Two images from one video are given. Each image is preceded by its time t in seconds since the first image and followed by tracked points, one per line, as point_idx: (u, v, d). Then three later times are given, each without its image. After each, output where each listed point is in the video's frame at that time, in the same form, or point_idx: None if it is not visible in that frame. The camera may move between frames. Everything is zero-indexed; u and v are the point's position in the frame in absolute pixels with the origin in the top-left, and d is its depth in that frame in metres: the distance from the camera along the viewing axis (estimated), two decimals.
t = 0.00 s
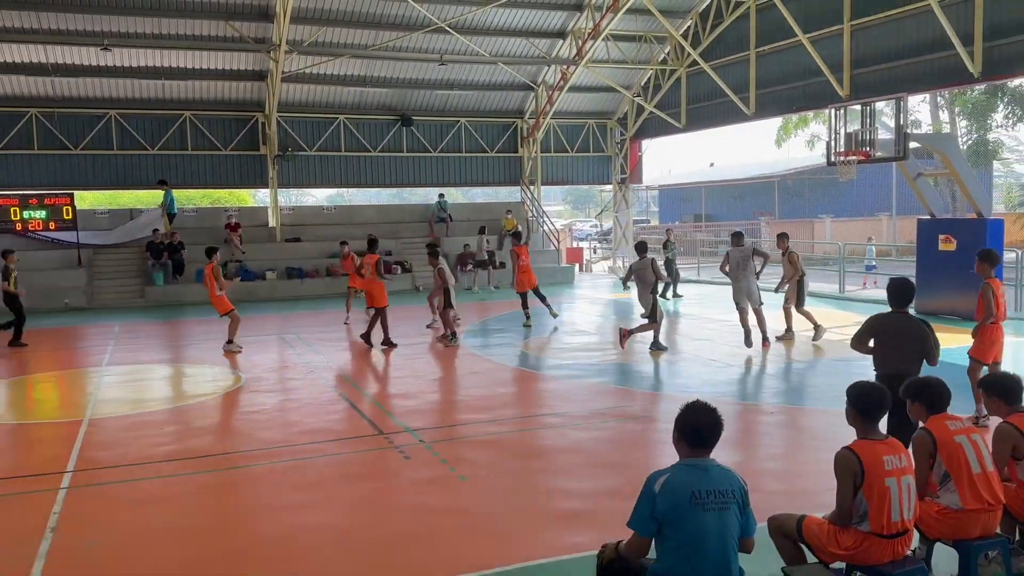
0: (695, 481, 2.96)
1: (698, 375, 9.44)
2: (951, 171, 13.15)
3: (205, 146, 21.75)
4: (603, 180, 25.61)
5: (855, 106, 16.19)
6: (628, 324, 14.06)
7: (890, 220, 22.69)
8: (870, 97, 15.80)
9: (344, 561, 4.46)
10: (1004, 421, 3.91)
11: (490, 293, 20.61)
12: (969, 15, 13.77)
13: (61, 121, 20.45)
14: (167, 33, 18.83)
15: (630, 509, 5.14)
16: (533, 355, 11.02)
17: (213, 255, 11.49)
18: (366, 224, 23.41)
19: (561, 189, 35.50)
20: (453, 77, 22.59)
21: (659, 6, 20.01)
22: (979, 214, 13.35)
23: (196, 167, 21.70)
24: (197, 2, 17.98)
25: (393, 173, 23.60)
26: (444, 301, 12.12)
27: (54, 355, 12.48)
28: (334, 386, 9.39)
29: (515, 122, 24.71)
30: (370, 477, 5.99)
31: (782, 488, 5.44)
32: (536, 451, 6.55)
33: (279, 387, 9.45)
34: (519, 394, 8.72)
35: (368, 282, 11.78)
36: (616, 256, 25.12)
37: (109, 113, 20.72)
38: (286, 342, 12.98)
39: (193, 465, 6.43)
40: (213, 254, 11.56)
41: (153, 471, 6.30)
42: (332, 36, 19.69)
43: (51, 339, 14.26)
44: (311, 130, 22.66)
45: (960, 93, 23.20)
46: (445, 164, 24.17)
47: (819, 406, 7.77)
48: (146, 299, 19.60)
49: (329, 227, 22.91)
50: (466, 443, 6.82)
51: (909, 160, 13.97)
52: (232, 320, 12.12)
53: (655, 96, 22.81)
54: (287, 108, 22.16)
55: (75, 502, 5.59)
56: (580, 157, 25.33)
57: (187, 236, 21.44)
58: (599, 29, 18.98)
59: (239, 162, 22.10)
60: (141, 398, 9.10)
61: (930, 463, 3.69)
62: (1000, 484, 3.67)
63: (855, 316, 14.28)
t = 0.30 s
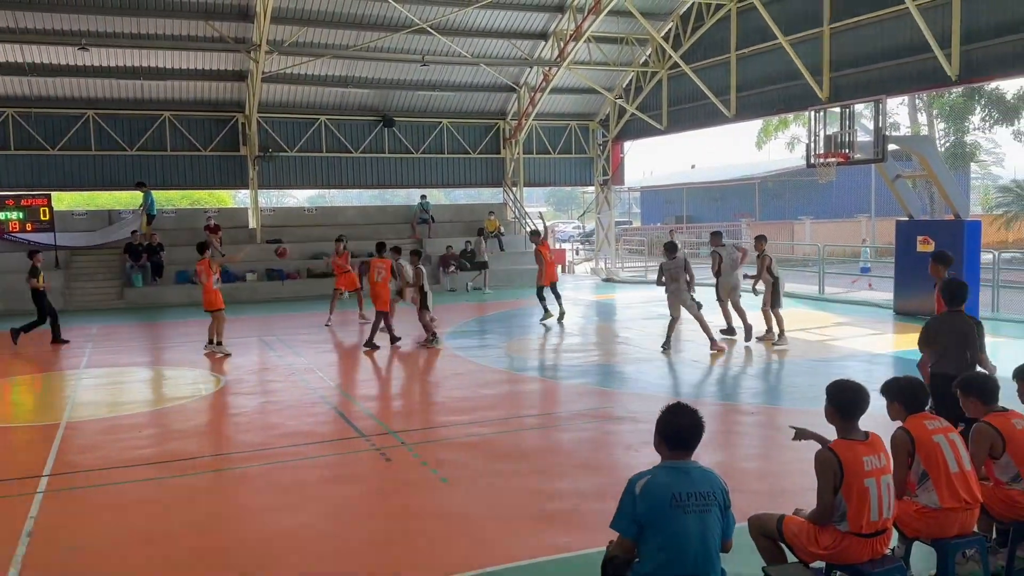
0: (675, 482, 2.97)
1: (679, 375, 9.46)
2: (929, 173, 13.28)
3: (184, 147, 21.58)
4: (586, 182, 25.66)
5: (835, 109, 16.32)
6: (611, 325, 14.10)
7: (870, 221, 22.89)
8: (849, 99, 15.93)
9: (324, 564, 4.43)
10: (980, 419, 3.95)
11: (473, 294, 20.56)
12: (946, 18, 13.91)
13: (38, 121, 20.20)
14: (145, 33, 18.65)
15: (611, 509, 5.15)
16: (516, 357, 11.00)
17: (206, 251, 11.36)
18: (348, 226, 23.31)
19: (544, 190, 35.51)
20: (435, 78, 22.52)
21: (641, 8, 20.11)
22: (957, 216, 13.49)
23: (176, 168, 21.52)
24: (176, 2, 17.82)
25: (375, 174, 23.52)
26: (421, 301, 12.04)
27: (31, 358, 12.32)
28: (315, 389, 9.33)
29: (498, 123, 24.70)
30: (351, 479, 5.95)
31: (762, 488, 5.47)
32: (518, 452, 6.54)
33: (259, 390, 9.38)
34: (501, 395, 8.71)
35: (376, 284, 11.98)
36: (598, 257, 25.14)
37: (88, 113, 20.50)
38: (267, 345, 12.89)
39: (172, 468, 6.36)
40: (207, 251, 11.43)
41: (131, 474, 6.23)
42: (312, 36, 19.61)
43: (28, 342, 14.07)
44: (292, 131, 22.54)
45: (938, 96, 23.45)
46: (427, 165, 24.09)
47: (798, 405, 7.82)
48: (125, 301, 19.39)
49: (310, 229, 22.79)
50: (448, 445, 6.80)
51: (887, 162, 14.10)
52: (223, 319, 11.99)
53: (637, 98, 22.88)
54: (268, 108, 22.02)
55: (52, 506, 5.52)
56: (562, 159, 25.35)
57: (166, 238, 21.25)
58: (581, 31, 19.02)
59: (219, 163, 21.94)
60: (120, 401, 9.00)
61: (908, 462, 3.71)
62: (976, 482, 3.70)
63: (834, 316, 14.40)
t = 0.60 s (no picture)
0: (661, 483, 2.97)
1: (663, 377, 9.50)
2: (911, 175, 13.40)
3: (166, 148, 21.41)
4: (570, 184, 25.70)
5: (817, 112, 16.44)
6: (595, 327, 14.13)
7: (851, 223, 23.07)
8: (832, 102, 16.04)
9: (309, 567, 4.41)
10: (965, 420, 3.99)
11: (458, 296, 20.52)
12: (927, 22, 14.05)
13: (17, 122, 19.96)
14: (126, 34, 18.50)
15: (595, 511, 5.16)
16: (500, 359, 10.98)
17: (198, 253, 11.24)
18: (331, 228, 23.23)
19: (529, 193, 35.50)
20: (420, 80, 22.48)
21: (625, 11, 20.22)
22: (937, 218, 13.63)
23: (158, 169, 21.35)
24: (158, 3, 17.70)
25: (359, 176, 23.45)
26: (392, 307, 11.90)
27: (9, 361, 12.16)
28: (298, 392, 9.27)
29: (482, 125, 24.70)
30: (335, 483, 5.91)
31: (745, 489, 5.49)
32: (503, 454, 6.52)
33: (241, 393, 9.30)
34: (485, 397, 8.69)
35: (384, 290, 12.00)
36: (583, 259, 25.16)
37: (68, 114, 20.29)
38: (249, 347, 12.79)
39: (153, 472, 6.29)
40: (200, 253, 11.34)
41: (112, 478, 6.16)
42: (296, 37, 19.55)
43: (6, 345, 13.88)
44: (275, 132, 22.42)
45: (919, 100, 23.68)
46: (411, 167, 24.03)
47: (782, 407, 7.86)
48: (106, 303, 19.18)
49: (293, 230, 22.69)
50: (431, 447, 6.78)
51: (869, 165, 14.22)
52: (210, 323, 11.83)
53: (621, 101, 22.95)
54: (251, 109, 21.92)
55: (31, 511, 5.44)
56: (547, 161, 25.39)
57: (147, 240, 21.07)
58: (565, 34, 19.05)
59: (201, 165, 21.78)
60: (100, 404, 8.89)
61: (891, 462, 3.74)
62: (958, 482, 3.74)
63: (816, 318, 14.50)
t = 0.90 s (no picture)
0: (645, 484, 2.98)
1: (648, 379, 9.52)
2: (893, 177, 13.51)
3: (149, 150, 21.26)
4: (556, 187, 25.74)
5: (800, 114, 16.57)
6: (581, 329, 14.15)
7: (834, 226, 23.23)
8: (815, 105, 16.14)
9: (293, 571, 4.39)
10: (959, 417, 3.98)
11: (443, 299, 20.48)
12: (909, 27, 14.19)
13: None
14: (109, 36, 18.38)
15: (581, 513, 5.16)
16: (487, 362, 10.98)
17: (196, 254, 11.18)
18: (316, 230, 23.15)
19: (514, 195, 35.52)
20: (405, 83, 22.45)
21: (610, 15, 20.31)
22: (920, 221, 13.75)
23: (140, 171, 21.18)
24: (141, 5, 17.59)
25: (344, 179, 23.37)
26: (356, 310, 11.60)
27: None
28: (283, 395, 9.22)
29: (467, 128, 24.69)
30: (320, 486, 5.89)
31: (729, 490, 5.52)
32: (489, 457, 6.52)
33: (226, 396, 9.25)
34: (471, 400, 8.69)
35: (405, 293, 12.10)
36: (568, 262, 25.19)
37: (50, 116, 20.12)
38: (234, 351, 12.72)
39: (136, 477, 6.24)
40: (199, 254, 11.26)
41: (95, 483, 6.10)
42: (281, 40, 19.50)
43: None
44: (259, 134, 22.31)
45: (901, 103, 23.81)
46: (397, 170, 23.99)
47: (767, 408, 7.90)
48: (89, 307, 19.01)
49: (278, 233, 22.59)
50: (418, 450, 6.76)
51: (852, 168, 14.29)
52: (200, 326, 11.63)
53: (606, 104, 23.01)
54: (234, 111, 21.81)
55: (13, 516, 5.38)
56: (532, 163, 25.41)
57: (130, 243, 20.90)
58: (550, 37, 19.08)
59: (185, 167, 21.64)
60: (83, 408, 8.82)
61: (875, 464, 3.76)
62: (941, 482, 3.78)
63: (799, 319, 14.59)
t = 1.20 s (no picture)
0: (624, 487, 2.98)
1: (634, 382, 9.53)
2: (875, 181, 13.59)
3: (132, 153, 21.10)
4: (541, 190, 25.77)
5: (783, 118, 16.68)
6: (567, 332, 14.15)
7: (818, 229, 23.38)
8: (798, 110, 16.26)
9: None
10: (947, 418, 3.97)
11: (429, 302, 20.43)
12: (891, 32, 14.30)
13: None
14: (92, 38, 18.25)
15: (566, 516, 5.15)
16: (473, 365, 10.97)
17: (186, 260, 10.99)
18: (301, 233, 23.06)
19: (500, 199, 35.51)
20: (390, 86, 22.42)
21: (595, 19, 20.38)
22: (902, 224, 13.85)
23: (123, 174, 21.02)
24: (124, 7, 17.48)
25: (329, 182, 23.29)
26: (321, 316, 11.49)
27: None
28: (267, 399, 9.17)
29: (453, 131, 24.67)
30: (304, 491, 5.85)
31: (715, 492, 5.54)
32: (474, 460, 6.50)
33: (209, 401, 9.18)
34: (456, 403, 8.67)
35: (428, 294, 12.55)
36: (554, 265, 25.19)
37: (31, 118, 19.93)
38: (217, 355, 12.63)
39: (118, 482, 6.18)
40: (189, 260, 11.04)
41: (76, 489, 6.03)
42: (264, 42, 19.44)
43: None
44: (243, 137, 22.21)
45: (884, 107, 23.97)
46: (382, 173, 23.94)
47: (751, 411, 7.94)
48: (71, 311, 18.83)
49: (262, 236, 22.48)
50: (402, 454, 6.74)
51: (835, 171, 14.37)
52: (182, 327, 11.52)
53: (591, 108, 23.06)
54: (218, 114, 21.72)
55: None
56: (518, 167, 25.42)
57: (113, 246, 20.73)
58: (535, 40, 19.09)
59: (169, 170, 21.49)
60: (64, 414, 8.72)
61: (858, 465, 3.78)
62: (924, 484, 3.79)
63: (783, 322, 14.66)
